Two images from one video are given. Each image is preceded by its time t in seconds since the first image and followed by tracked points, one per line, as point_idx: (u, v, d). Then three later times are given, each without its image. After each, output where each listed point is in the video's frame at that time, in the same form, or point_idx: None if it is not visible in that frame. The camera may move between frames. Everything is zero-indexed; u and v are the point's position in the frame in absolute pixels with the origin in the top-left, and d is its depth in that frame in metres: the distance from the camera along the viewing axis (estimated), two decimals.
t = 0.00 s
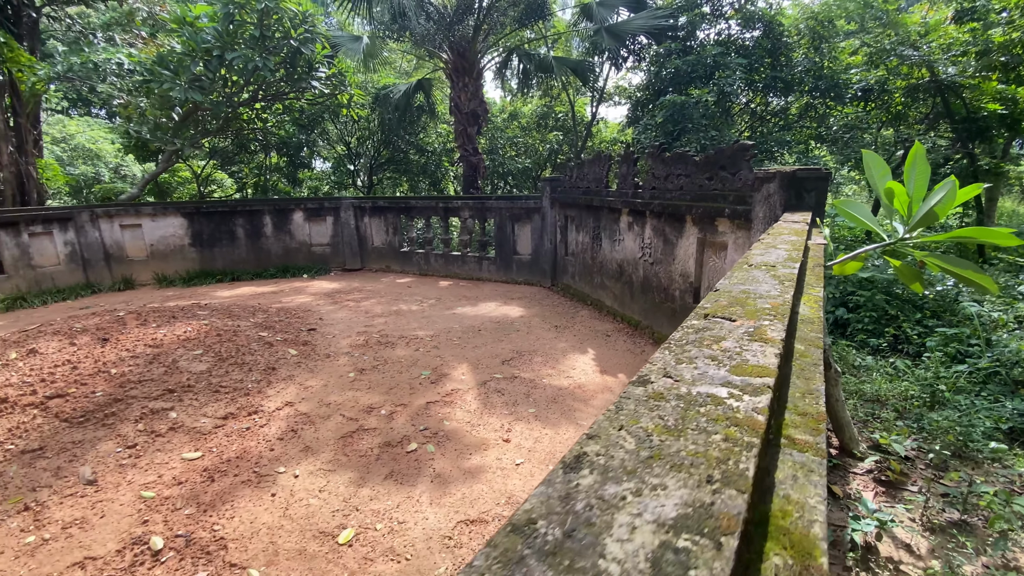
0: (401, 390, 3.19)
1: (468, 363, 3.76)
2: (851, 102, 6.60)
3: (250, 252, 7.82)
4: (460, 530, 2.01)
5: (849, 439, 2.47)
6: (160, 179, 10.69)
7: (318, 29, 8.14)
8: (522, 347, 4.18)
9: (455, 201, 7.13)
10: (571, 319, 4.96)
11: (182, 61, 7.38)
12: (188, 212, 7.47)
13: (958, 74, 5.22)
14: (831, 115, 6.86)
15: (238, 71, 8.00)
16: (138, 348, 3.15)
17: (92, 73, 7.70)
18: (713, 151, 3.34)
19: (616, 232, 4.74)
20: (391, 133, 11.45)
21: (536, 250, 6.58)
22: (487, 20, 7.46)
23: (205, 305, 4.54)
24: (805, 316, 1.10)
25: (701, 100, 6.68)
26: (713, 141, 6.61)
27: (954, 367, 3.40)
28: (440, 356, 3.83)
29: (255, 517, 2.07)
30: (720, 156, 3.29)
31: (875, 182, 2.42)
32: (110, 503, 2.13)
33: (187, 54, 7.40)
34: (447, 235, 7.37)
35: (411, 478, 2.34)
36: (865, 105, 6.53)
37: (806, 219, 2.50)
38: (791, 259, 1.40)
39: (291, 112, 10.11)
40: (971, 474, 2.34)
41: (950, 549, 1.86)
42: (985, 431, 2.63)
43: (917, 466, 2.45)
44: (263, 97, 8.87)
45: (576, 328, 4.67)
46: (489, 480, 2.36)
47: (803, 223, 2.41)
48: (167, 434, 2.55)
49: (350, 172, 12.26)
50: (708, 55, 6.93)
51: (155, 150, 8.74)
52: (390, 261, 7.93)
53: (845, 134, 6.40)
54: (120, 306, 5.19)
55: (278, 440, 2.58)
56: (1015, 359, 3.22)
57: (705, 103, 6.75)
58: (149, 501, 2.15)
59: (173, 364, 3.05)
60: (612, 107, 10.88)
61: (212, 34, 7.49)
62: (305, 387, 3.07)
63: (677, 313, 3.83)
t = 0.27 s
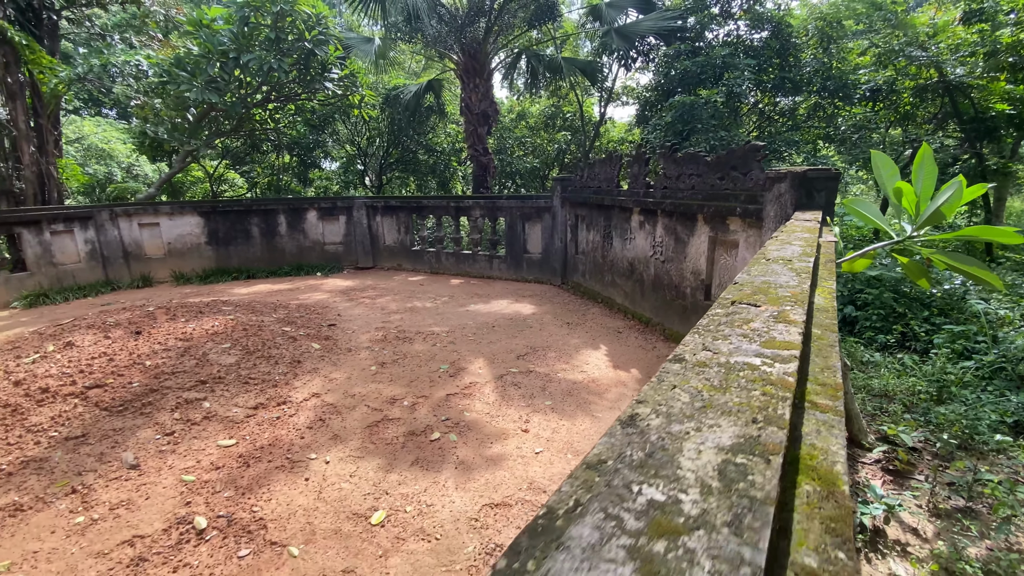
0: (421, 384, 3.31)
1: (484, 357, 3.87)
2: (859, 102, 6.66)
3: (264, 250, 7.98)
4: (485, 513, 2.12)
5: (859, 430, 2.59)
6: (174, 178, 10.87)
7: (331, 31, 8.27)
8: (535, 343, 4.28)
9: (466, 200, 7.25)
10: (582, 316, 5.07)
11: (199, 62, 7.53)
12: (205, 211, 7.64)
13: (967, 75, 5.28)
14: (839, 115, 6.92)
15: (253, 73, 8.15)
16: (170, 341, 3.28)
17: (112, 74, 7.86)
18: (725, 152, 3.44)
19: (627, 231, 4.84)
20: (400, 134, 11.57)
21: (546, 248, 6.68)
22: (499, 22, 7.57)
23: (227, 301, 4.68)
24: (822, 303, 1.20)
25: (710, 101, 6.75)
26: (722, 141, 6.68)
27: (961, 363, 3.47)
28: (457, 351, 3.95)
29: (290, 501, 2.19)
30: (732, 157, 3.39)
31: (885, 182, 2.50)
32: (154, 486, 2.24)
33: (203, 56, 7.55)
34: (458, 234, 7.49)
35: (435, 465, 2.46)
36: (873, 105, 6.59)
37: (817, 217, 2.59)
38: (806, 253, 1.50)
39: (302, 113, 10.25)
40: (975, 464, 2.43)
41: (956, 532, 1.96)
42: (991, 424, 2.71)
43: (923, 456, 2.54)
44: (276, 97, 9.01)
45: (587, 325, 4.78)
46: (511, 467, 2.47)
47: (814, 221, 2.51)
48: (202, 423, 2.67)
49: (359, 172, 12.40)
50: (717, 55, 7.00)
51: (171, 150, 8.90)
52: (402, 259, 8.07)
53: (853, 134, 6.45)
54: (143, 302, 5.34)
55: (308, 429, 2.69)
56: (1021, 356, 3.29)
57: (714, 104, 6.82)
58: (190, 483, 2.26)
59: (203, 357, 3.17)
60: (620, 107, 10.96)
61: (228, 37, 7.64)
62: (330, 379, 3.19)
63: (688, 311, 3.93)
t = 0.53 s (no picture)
0: (442, 374, 3.45)
1: (500, 349, 4.01)
2: (866, 101, 6.74)
3: (279, 247, 8.15)
4: (510, 489, 2.26)
5: (865, 416, 2.70)
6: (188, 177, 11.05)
7: (344, 32, 8.42)
8: (548, 336, 4.41)
9: (477, 198, 7.38)
10: (593, 311, 5.20)
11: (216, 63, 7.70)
12: (221, 209, 7.82)
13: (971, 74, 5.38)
14: (845, 114, 7.01)
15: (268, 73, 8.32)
16: (202, 331, 3.43)
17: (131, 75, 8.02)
18: (735, 150, 3.56)
19: (637, 228, 4.97)
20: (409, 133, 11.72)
21: (556, 246, 6.81)
22: (509, 23, 7.70)
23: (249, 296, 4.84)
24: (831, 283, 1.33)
25: (717, 100, 6.86)
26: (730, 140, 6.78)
27: (964, 355, 3.57)
28: (474, 343, 4.08)
29: (327, 477, 2.33)
30: (742, 154, 3.52)
31: (889, 178, 2.63)
32: (198, 463, 2.38)
33: (220, 57, 7.72)
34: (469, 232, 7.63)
35: (460, 447, 2.59)
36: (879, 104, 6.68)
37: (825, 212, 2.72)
38: (815, 241, 1.63)
39: (314, 113, 10.42)
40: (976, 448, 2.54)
41: (956, 508, 2.08)
42: (993, 411, 2.81)
43: (926, 441, 2.66)
44: (289, 97, 9.17)
45: (598, 319, 4.91)
46: (532, 448, 2.61)
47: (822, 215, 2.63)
48: (238, 407, 2.81)
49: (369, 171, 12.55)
50: (725, 55, 7.10)
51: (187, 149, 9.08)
52: (413, 257, 8.22)
53: (859, 133, 6.55)
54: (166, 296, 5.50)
55: (337, 414, 2.84)
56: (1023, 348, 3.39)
57: (722, 103, 6.92)
58: (232, 461, 2.41)
59: (234, 346, 3.33)
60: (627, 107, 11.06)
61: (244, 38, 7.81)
62: (355, 368, 3.34)
63: (698, 304, 4.05)
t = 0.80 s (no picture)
0: (459, 365, 3.60)
1: (514, 342, 4.15)
2: (869, 101, 6.85)
3: (291, 245, 8.33)
4: (531, 470, 2.40)
5: (867, 405, 2.82)
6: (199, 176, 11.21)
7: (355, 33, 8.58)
8: (559, 330, 4.55)
9: (486, 197, 7.52)
10: (601, 307, 5.33)
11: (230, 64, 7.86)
12: (234, 208, 8.00)
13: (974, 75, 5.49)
14: (849, 114, 7.11)
15: (282, 75, 8.50)
16: (229, 323, 3.59)
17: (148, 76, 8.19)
18: (743, 149, 3.70)
19: (645, 225, 5.10)
20: (416, 133, 11.85)
21: (563, 244, 6.95)
22: (518, 25, 7.83)
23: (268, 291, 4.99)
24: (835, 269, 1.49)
25: (723, 100, 6.96)
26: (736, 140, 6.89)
27: (965, 348, 3.69)
28: (488, 337, 4.23)
29: (358, 458, 2.47)
30: (750, 153, 3.65)
31: (890, 177, 2.75)
32: (236, 446, 2.53)
33: (235, 58, 7.90)
34: (478, 230, 7.77)
35: (481, 432, 2.74)
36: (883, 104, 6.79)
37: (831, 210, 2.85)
38: (820, 233, 1.77)
39: (324, 113, 10.58)
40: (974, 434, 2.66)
41: (953, 487, 2.21)
42: (991, 401, 2.93)
43: (926, 427, 2.78)
44: (302, 97, 9.32)
45: (607, 315, 5.04)
46: (549, 433, 2.75)
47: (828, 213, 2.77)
48: (269, 394, 2.97)
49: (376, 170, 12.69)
50: (732, 56, 7.20)
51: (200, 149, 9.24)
52: (422, 254, 8.37)
53: (863, 133, 6.64)
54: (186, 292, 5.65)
55: (363, 401, 2.99)
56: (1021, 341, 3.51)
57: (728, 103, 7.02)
58: (268, 443, 2.56)
59: (261, 338, 3.48)
60: (632, 106, 11.17)
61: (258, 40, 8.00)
62: (376, 360, 3.50)
63: (705, 300, 4.18)
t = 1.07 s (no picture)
0: (473, 358, 3.72)
1: (525, 336, 4.25)
2: (873, 100, 6.94)
3: (301, 242, 8.46)
4: (549, 456, 2.51)
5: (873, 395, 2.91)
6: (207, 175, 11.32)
7: (363, 33, 8.68)
8: (569, 325, 4.64)
9: (494, 195, 7.62)
10: (609, 303, 5.44)
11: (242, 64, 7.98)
12: (245, 206, 8.12)
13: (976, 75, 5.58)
14: (853, 113, 7.21)
15: (293, 74, 8.62)
16: (251, 317, 3.70)
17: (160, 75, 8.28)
18: (751, 148, 3.80)
19: (652, 223, 5.20)
20: (422, 132, 11.94)
21: (570, 241, 7.05)
22: (525, 25, 7.92)
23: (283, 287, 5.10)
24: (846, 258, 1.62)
25: (729, 99, 7.04)
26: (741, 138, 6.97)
27: (967, 342, 3.78)
28: (500, 331, 4.34)
29: (383, 445, 2.58)
30: (757, 153, 3.75)
31: (895, 174, 2.82)
32: (265, 433, 2.64)
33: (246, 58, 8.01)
34: (485, 228, 7.88)
35: (499, 421, 2.84)
36: (887, 103, 6.87)
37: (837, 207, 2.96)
38: (828, 228, 1.88)
39: (331, 112, 10.68)
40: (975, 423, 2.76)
41: (955, 472, 2.31)
42: (991, 392, 3.03)
43: (928, 417, 2.89)
44: (311, 96, 9.43)
45: (615, 310, 5.15)
46: (564, 422, 2.86)
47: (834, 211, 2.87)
48: (293, 384, 3.08)
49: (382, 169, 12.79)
50: (737, 55, 7.28)
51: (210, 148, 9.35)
52: (430, 252, 8.49)
53: (866, 131, 6.73)
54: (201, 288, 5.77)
55: (383, 392, 3.11)
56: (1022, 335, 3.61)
57: (734, 102, 7.10)
58: (296, 431, 2.67)
59: (282, 331, 3.59)
60: (637, 105, 11.26)
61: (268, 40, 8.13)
62: (393, 354, 3.62)
63: (712, 295, 4.29)
